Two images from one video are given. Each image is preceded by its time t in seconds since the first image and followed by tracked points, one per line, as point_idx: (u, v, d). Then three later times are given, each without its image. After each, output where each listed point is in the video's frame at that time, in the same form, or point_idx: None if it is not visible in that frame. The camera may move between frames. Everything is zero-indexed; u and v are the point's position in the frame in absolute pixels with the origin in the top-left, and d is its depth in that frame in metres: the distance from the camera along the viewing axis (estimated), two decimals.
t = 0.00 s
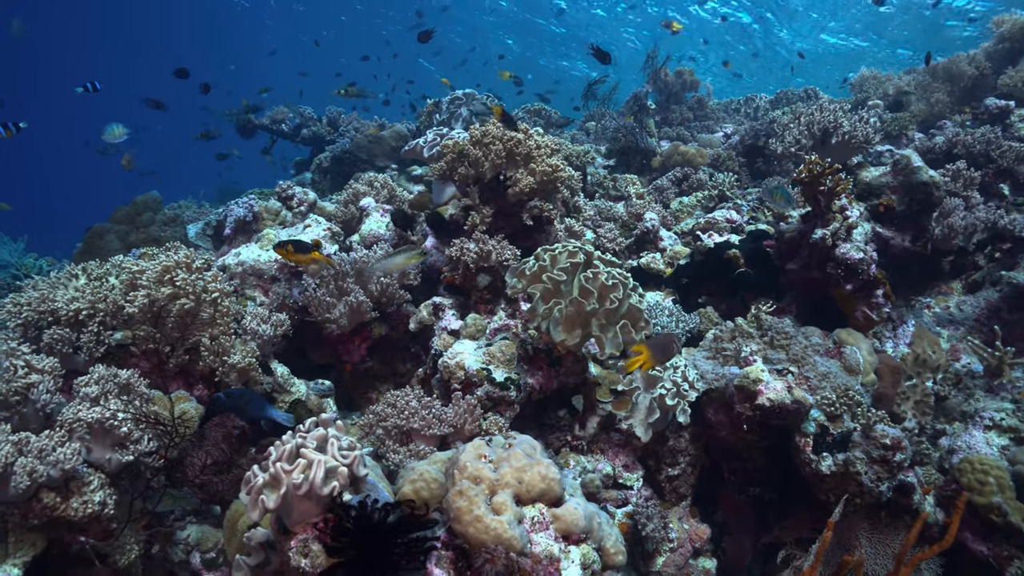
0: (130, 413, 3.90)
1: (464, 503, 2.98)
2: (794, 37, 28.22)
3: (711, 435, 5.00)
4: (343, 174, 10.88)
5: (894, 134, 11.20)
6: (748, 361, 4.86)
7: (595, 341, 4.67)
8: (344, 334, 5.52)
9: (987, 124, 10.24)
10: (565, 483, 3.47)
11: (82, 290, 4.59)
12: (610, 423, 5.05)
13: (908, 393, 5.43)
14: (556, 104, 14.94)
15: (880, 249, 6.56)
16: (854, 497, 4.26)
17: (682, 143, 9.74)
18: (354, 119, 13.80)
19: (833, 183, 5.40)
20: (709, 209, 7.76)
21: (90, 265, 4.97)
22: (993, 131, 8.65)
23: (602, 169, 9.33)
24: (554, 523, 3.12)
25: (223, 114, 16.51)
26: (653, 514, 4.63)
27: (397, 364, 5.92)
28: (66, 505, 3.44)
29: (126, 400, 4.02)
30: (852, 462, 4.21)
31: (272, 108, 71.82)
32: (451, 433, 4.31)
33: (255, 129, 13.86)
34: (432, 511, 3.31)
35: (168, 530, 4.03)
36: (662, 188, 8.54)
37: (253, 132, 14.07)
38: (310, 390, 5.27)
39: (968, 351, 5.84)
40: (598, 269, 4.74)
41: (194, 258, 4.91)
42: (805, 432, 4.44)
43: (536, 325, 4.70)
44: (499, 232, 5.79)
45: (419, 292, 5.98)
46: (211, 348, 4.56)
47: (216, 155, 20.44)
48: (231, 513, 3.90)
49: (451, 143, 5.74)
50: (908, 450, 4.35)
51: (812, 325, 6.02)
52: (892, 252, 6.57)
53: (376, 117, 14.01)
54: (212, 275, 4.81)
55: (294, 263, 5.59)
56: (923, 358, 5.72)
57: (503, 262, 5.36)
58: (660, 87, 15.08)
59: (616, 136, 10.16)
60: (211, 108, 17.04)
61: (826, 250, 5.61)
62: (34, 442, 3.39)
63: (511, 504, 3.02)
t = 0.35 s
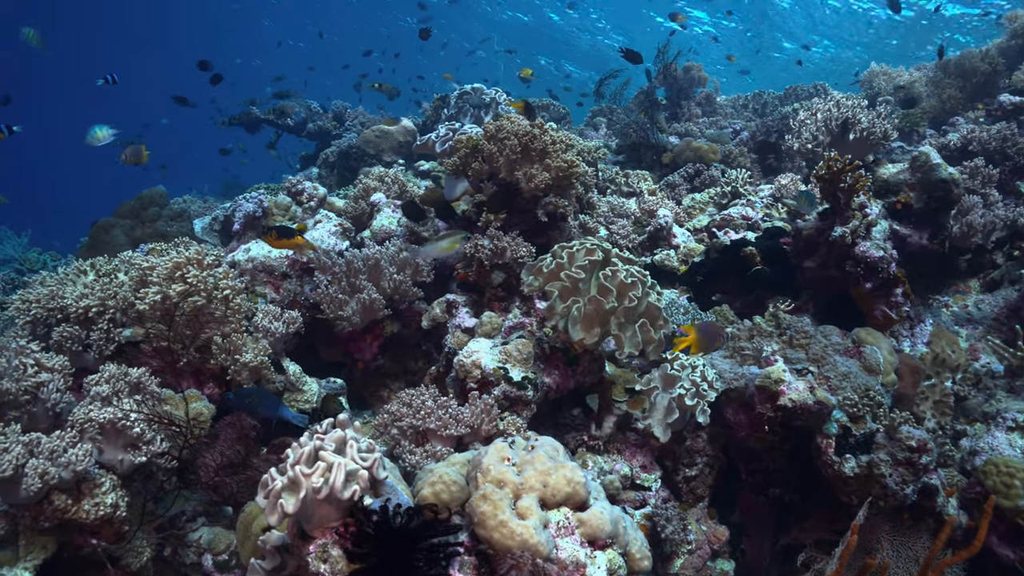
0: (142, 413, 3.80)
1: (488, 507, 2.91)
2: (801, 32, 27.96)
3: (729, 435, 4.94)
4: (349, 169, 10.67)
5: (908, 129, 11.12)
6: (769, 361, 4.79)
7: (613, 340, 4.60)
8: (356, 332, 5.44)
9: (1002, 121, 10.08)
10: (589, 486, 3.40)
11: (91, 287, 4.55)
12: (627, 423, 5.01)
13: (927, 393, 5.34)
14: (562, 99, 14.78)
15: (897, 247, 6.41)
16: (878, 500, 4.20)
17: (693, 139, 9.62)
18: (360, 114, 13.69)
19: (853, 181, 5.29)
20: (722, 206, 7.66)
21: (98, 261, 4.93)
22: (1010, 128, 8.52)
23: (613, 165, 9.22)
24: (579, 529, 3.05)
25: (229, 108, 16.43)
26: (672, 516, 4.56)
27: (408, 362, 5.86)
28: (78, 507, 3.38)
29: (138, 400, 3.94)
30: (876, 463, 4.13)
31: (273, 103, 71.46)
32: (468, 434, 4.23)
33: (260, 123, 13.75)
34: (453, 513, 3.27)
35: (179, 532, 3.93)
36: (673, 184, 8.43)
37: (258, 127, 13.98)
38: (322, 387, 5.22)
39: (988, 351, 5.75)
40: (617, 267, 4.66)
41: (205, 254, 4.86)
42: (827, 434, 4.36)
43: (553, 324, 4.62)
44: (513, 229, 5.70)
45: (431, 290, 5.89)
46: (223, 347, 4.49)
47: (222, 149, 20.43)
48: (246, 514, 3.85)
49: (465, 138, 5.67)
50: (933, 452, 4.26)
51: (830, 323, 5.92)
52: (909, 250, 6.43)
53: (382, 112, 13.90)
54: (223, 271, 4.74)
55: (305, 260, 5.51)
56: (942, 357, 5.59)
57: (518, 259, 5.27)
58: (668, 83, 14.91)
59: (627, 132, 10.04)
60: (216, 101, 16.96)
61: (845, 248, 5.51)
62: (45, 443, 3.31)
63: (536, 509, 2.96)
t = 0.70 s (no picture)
0: (157, 420, 3.72)
1: (517, 516, 2.84)
2: (804, 29, 27.76)
3: (748, 437, 4.89)
4: (353, 168, 10.65)
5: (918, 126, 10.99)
6: (791, 363, 4.71)
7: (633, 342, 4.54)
8: (368, 334, 5.35)
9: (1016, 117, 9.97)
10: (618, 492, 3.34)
11: (100, 289, 4.47)
12: (644, 425, 4.97)
13: (946, 394, 5.15)
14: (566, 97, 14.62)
15: (914, 246, 6.33)
16: (903, 504, 4.11)
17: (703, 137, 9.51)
18: (364, 112, 13.58)
19: (874, 179, 5.18)
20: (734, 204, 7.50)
21: (107, 263, 4.90)
22: None
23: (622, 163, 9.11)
24: (609, 537, 2.99)
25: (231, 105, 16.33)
26: (693, 520, 4.50)
27: (421, 363, 5.77)
28: (92, 516, 3.30)
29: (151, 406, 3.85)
30: (902, 467, 4.05)
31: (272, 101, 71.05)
32: (487, 438, 4.16)
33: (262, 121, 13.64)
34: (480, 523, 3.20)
35: (194, 540, 3.89)
36: (685, 183, 8.29)
37: (261, 125, 13.88)
38: (334, 391, 5.11)
39: (1007, 351, 5.68)
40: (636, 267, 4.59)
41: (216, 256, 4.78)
42: (850, 436, 4.30)
43: (572, 325, 4.56)
44: (526, 229, 5.61)
45: (443, 290, 5.80)
46: (236, 350, 4.42)
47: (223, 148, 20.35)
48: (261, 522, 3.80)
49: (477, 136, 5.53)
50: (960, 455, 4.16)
51: (848, 324, 5.84)
52: (926, 248, 6.35)
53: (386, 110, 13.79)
54: (235, 272, 4.66)
55: (317, 261, 5.43)
56: (962, 357, 5.47)
57: (534, 259, 5.18)
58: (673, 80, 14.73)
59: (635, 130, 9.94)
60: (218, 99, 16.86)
61: (865, 247, 5.39)
62: (60, 451, 3.23)
63: (566, 517, 2.89)
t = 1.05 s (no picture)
0: (174, 415, 3.66)
1: (550, 511, 2.78)
2: (807, 10, 27.28)
3: (768, 425, 4.86)
4: (357, 154, 10.44)
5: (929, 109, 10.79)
6: (814, 350, 4.65)
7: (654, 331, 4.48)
8: (381, 323, 5.25)
9: None
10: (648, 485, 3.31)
11: (111, 282, 4.45)
12: (662, 414, 4.94)
13: (966, 379, 5.10)
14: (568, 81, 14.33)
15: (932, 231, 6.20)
16: (930, 493, 4.07)
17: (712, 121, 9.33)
18: (366, 98, 13.34)
19: (893, 164, 5.03)
20: (747, 188, 7.37)
21: (115, 254, 4.99)
22: None
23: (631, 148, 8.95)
24: (641, 531, 2.97)
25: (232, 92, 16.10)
26: (714, 509, 4.46)
27: (434, 352, 5.67)
28: (110, 514, 3.23)
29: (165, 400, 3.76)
30: (929, 455, 4.01)
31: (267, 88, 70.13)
32: (508, 429, 4.10)
33: (262, 109, 13.45)
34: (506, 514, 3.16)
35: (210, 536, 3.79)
36: (694, 166, 8.13)
37: (261, 112, 13.67)
38: (348, 381, 5.02)
39: None
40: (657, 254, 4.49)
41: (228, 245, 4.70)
42: (874, 424, 4.26)
43: (592, 314, 4.49)
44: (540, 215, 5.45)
45: (456, 279, 5.71)
46: (250, 341, 4.37)
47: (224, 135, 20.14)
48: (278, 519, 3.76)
49: (490, 121, 5.44)
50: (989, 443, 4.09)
51: (865, 310, 5.66)
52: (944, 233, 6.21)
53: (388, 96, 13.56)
54: (247, 263, 4.57)
55: (328, 250, 5.34)
56: (981, 343, 5.36)
57: (550, 247, 5.07)
58: (677, 63, 14.44)
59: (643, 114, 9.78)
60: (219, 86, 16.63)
61: (884, 233, 5.21)
62: (76, 448, 3.18)
63: (599, 512, 2.84)
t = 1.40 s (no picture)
0: (191, 417, 3.63)
1: (579, 513, 2.75)
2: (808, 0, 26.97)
3: (785, 421, 4.85)
4: (361, 149, 10.33)
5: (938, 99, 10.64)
6: (834, 345, 4.58)
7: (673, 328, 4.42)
8: (393, 321, 5.19)
9: None
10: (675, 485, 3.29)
11: (122, 282, 4.42)
12: (679, 410, 4.91)
13: (983, 372, 4.94)
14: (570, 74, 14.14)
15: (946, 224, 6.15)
16: (956, 489, 4.00)
17: (720, 114, 9.21)
18: (368, 93, 13.20)
19: (911, 156, 4.94)
20: (756, 181, 7.22)
21: (123, 253, 4.95)
22: None
23: (638, 142, 8.86)
24: (671, 532, 2.94)
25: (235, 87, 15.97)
26: (734, 507, 4.43)
27: (445, 350, 5.58)
28: (127, 518, 3.19)
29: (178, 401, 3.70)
30: (954, 452, 3.93)
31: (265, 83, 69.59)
32: (527, 428, 4.04)
33: (264, 104, 13.33)
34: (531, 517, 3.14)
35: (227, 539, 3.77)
36: (704, 160, 8.02)
37: (263, 108, 13.56)
38: (361, 380, 4.93)
39: None
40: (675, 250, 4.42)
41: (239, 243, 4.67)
42: (897, 420, 4.23)
43: (610, 311, 4.43)
44: (554, 212, 5.37)
45: (467, 275, 5.63)
46: (264, 341, 4.31)
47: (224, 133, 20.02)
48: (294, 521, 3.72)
49: (502, 115, 5.30)
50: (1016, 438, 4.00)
51: (881, 303, 5.60)
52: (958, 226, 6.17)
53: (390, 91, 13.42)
54: (259, 261, 4.53)
55: (339, 246, 5.26)
56: (1000, 336, 5.16)
57: (564, 242, 5.00)
58: (681, 55, 14.24)
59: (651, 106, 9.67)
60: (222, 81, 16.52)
61: (901, 226, 5.11)
62: (92, 452, 3.14)
63: (629, 513, 2.81)
